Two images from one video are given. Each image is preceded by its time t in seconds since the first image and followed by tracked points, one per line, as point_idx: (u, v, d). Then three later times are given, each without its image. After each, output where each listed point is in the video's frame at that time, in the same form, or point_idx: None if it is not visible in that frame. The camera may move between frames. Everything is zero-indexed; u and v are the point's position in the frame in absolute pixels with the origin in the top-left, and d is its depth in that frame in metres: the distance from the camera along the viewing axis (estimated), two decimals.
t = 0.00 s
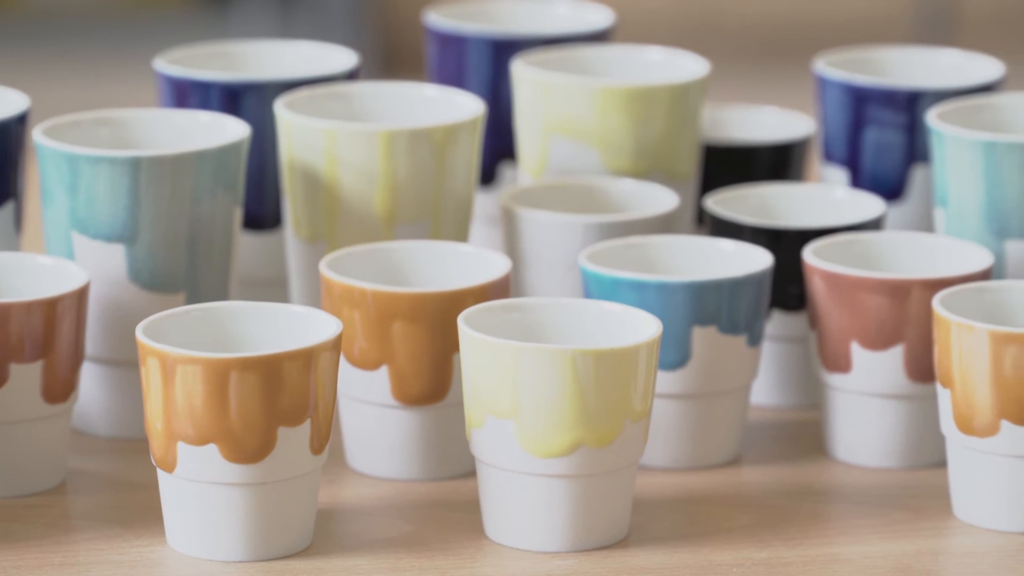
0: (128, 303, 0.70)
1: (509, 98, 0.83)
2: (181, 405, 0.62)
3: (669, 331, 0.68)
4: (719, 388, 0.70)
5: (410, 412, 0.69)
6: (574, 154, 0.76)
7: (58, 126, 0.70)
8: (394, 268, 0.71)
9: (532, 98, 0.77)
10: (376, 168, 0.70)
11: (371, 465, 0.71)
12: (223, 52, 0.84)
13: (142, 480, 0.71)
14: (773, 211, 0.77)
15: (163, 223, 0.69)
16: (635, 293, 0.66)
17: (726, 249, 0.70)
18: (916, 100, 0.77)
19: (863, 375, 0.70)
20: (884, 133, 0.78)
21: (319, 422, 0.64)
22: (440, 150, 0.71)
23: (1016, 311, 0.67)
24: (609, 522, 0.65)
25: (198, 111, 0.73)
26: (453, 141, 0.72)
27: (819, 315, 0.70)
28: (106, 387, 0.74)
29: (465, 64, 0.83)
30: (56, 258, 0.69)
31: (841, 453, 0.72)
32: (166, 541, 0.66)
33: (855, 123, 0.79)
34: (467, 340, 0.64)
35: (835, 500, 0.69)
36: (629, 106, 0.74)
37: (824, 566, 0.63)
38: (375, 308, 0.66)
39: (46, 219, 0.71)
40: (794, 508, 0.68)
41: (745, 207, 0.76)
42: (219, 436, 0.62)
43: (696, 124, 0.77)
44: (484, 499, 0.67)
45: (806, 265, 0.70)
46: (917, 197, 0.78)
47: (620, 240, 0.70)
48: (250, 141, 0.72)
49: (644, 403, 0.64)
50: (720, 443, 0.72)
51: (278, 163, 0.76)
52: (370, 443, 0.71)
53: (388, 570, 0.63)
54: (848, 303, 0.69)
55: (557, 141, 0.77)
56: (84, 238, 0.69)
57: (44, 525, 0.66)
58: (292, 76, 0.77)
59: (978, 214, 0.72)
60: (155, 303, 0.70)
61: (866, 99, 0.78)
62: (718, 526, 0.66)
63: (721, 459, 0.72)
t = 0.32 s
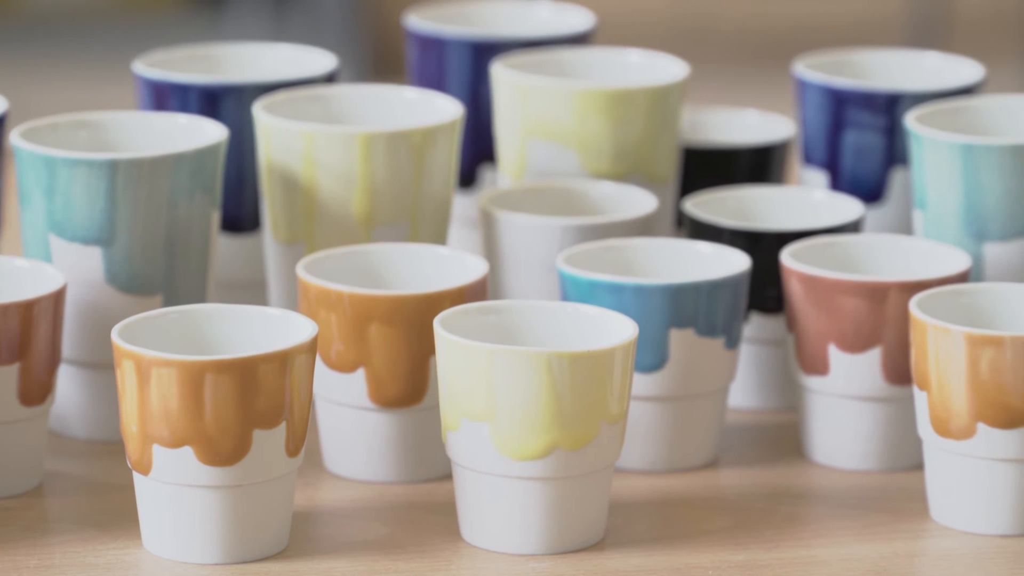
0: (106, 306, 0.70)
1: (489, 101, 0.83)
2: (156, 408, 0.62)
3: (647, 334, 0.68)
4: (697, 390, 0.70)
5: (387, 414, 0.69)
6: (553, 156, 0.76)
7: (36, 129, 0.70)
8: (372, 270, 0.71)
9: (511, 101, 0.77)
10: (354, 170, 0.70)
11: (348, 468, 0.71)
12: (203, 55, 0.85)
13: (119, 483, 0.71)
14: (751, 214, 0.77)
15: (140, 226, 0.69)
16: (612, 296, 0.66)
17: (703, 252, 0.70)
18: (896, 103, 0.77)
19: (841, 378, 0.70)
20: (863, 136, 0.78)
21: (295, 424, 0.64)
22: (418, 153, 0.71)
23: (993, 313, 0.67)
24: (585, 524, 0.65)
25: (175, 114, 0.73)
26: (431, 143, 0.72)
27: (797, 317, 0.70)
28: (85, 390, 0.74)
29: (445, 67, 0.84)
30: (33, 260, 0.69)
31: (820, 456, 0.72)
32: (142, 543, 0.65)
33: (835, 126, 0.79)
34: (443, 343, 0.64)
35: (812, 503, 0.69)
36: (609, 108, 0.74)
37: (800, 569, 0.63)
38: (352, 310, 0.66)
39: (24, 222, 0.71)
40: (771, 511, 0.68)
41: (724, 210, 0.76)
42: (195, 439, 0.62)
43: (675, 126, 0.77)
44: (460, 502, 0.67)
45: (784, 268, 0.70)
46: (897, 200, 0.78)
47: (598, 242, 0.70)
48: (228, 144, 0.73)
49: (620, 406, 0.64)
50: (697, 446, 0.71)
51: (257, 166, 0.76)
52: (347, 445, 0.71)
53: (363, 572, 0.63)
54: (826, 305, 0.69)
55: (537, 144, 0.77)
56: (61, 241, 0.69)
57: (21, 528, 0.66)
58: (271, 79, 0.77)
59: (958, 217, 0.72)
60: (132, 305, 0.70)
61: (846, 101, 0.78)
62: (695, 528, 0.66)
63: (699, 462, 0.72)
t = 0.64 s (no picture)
0: (83, 306, 0.70)
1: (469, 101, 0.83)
2: (131, 408, 0.62)
3: (623, 334, 0.67)
4: (673, 390, 0.70)
5: (363, 415, 0.69)
6: (532, 157, 0.76)
7: (13, 129, 0.70)
8: (349, 270, 0.71)
9: (490, 101, 0.77)
10: (331, 171, 0.70)
11: (325, 468, 0.71)
12: (182, 55, 0.84)
13: (97, 483, 0.71)
14: (729, 214, 0.77)
15: (117, 226, 0.69)
16: (589, 296, 0.66)
17: (680, 252, 0.70)
18: (875, 103, 0.77)
19: (817, 378, 0.70)
20: (842, 136, 0.78)
21: (270, 424, 0.64)
22: (396, 153, 0.71)
23: (970, 314, 0.67)
24: (561, 525, 0.65)
25: (153, 114, 0.74)
26: (409, 144, 0.72)
27: (774, 317, 0.70)
28: (63, 391, 0.74)
29: (425, 67, 0.84)
30: (9, 260, 0.68)
31: (797, 456, 0.72)
32: (118, 544, 0.65)
33: (813, 126, 0.79)
34: (418, 343, 0.64)
35: (789, 504, 0.69)
36: (587, 109, 0.74)
37: (775, 568, 0.63)
38: (328, 311, 0.66)
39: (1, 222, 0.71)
40: (747, 512, 0.68)
41: (702, 210, 0.76)
42: (169, 439, 0.62)
43: (655, 127, 0.77)
44: (435, 502, 0.66)
45: (760, 268, 0.70)
46: (876, 200, 0.78)
47: (574, 242, 0.70)
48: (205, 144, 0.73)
49: (595, 407, 0.64)
50: (674, 446, 0.71)
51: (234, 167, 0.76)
52: (324, 445, 0.71)
53: (338, 572, 0.63)
54: (802, 306, 0.69)
55: (515, 144, 0.77)
56: (38, 242, 0.69)
57: None
58: (249, 79, 0.77)
59: (937, 217, 0.72)
60: (109, 305, 0.70)
61: (825, 101, 0.79)
62: (671, 529, 0.66)
63: (677, 462, 0.72)
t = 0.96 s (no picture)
0: (58, 305, 0.70)
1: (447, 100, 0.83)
2: (103, 407, 0.62)
3: (598, 333, 0.67)
4: (648, 390, 0.70)
5: (338, 414, 0.69)
6: (509, 156, 0.76)
7: None
8: (324, 270, 0.71)
9: (467, 101, 0.77)
10: (307, 170, 0.70)
11: (299, 468, 0.71)
12: (162, 54, 0.85)
13: (72, 483, 0.71)
14: (706, 214, 0.77)
15: (92, 225, 0.68)
16: (563, 295, 0.66)
17: (656, 252, 0.70)
18: (852, 102, 0.77)
19: (792, 377, 0.70)
20: (819, 135, 0.79)
21: (243, 424, 0.64)
22: (372, 152, 0.71)
23: (946, 314, 0.67)
24: (534, 524, 0.65)
25: (129, 113, 0.73)
26: (385, 143, 0.72)
27: (749, 317, 0.70)
28: (39, 391, 0.74)
29: (403, 66, 0.84)
30: None
31: (773, 456, 0.72)
32: (91, 543, 0.65)
33: (791, 125, 0.79)
34: (391, 342, 0.63)
35: (764, 503, 0.68)
36: (564, 108, 0.74)
37: (748, 568, 0.63)
38: (302, 310, 0.66)
39: None
40: (721, 511, 0.68)
41: (678, 209, 0.76)
42: (142, 439, 0.61)
43: (631, 126, 0.77)
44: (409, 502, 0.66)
45: (736, 267, 0.70)
46: (853, 199, 0.78)
47: (550, 242, 0.70)
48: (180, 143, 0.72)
49: (569, 406, 0.64)
50: (649, 446, 0.71)
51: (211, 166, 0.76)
52: (298, 445, 0.71)
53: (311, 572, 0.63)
54: (778, 305, 0.69)
55: (492, 143, 0.77)
56: (13, 241, 0.69)
57: None
58: (226, 78, 0.77)
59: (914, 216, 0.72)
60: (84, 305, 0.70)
61: (802, 101, 0.79)
62: (645, 528, 0.66)
63: (652, 461, 0.72)
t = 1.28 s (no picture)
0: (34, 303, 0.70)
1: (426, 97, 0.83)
2: (77, 406, 0.61)
3: (574, 331, 0.67)
4: (624, 388, 0.70)
5: (313, 412, 0.69)
6: (487, 153, 0.76)
7: None
8: (301, 267, 0.70)
9: (445, 98, 0.77)
10: (284, 167, 0.70)
11: (275, 466, 0.71)
12: (138, 50, 0.84)
13: (49, 481, 0.71)
14: (685, 212, 0.77)
15: (68, 223, 0.68)
16: (539, 293, 0.66)
17: (633, 249, 0.70)
18: (830, 100, 0.77)
19: (768, 375, 0.70)
20: (798, 132, 0.78)
21: (217, 422, 0.64)
22: (349, 150, 0.71)
23: (922, 311, 0.67)
24: (510, 522, 0.65)
25: (105, 111, 0.74)
26: (362, 140, 0.72)
27: (726, 315, 0.70)
28: (16, 389, 0.74)
29: (382, 64, 0.84)
30: None
31: (750, 454, 0.72)
32: (65, 541, 0.65)
33: (769, 123, 0.79)
34: (366, 340, 0.63)
35: (740, 501, 0.68)
36: (542, 105, 0.74)
37: (724, 567, 0.62)
38: (277, 307, 0.66)
39: None
40: (698, 509, 0.68)
41: (656, 207, 0.76)
42: (116, 437, 0.61)
43: (609, 123, 0.77)
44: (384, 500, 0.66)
45: (712, 264, 0.70)
46: (831, 196, 0.78)
47: (527, 240, 0.70)
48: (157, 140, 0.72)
49: (544, 403, 0.64)
50: (626, 443, 0.71)
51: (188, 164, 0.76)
52: (274, 443, 0.71)
53: (285, 570, 0.63)
54: (754, 303, 0.69)
55: (470, 141, 0.76)
56: None
57: None
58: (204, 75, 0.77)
59: (891, 213, 0.72)
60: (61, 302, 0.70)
61: (780, 98, 0.78)
62: (621, 526, 0.66)
63: (629, 459, 0.72)
